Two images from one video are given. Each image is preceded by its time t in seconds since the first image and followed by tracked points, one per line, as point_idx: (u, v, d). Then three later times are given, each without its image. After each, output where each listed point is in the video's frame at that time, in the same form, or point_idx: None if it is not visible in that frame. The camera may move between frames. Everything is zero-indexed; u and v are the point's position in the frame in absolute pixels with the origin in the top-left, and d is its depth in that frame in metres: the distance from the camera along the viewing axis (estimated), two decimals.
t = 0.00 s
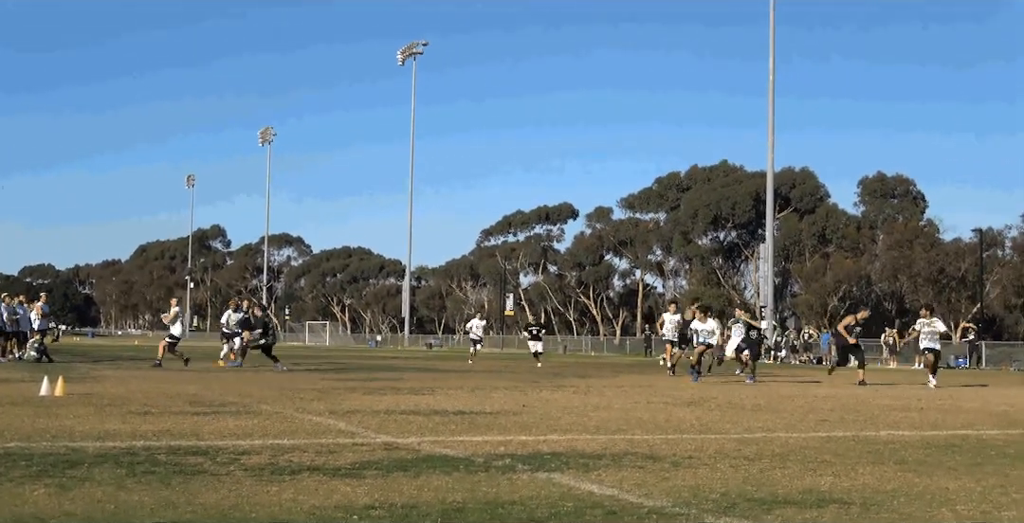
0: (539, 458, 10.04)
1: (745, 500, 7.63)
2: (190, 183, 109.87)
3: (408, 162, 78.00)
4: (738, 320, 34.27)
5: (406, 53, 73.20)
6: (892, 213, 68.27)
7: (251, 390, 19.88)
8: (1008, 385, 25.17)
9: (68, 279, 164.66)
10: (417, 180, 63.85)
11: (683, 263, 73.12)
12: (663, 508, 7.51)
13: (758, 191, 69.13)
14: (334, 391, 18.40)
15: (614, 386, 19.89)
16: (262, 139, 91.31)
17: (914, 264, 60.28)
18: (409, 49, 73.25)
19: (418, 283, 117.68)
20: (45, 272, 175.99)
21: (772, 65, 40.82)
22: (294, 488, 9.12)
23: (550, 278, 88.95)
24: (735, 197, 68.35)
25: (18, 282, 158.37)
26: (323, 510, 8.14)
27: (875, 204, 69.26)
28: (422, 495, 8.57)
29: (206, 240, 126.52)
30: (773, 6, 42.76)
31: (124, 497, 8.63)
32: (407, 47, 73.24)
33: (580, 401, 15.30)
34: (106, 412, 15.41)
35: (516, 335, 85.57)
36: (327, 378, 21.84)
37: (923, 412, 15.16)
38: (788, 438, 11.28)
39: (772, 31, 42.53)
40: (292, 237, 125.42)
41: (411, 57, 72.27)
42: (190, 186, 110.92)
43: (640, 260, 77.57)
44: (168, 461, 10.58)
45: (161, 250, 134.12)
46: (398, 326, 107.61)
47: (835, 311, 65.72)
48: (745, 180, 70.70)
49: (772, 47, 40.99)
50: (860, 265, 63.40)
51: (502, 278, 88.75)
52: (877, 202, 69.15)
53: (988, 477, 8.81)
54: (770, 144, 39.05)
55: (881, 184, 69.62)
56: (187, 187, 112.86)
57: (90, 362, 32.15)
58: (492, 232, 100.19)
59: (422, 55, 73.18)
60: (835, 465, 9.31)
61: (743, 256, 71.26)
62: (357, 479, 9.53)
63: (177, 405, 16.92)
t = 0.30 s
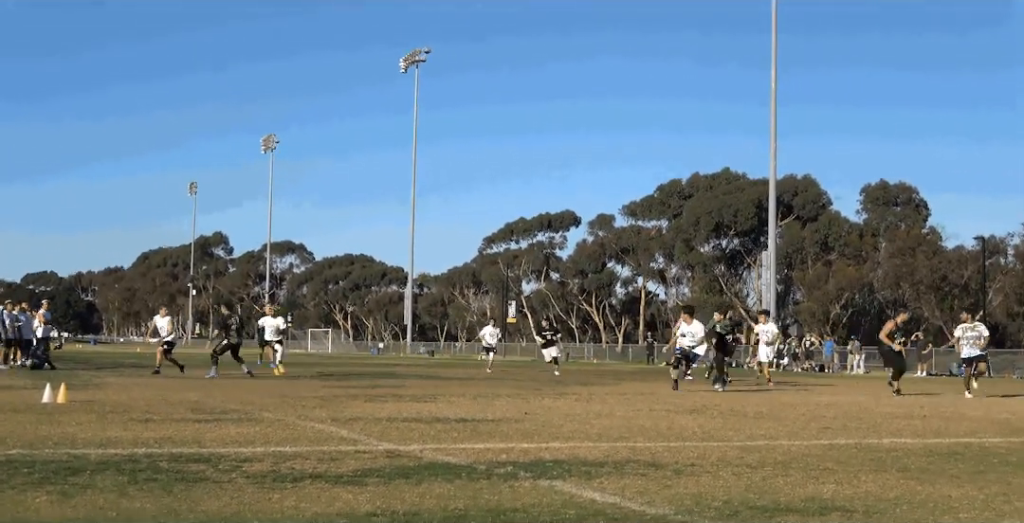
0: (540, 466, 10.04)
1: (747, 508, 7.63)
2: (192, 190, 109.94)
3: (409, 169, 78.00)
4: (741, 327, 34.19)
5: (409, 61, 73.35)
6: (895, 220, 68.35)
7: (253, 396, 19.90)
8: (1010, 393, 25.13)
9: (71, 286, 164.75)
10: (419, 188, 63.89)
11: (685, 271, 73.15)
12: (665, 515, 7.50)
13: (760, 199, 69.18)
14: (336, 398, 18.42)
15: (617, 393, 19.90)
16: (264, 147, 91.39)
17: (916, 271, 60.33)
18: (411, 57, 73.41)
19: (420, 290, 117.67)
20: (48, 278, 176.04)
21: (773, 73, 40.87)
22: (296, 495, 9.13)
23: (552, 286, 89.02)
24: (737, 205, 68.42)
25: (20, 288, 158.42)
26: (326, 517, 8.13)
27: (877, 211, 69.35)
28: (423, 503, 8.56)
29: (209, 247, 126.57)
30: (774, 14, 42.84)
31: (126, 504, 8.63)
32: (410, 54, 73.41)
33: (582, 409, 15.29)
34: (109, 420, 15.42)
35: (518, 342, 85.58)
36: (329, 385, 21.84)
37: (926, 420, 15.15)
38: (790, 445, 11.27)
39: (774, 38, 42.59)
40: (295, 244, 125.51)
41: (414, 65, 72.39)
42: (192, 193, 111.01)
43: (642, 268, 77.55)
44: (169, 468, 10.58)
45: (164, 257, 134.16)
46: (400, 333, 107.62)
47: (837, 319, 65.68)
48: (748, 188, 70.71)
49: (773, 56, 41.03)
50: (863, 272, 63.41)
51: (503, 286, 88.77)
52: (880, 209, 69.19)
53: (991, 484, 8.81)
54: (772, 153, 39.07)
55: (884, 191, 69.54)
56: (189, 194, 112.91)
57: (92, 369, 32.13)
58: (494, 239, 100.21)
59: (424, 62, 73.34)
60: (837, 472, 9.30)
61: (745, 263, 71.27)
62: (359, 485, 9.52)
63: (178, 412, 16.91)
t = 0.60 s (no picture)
0: (540, 474, 10.03)
1: (746, 515, 7.63)
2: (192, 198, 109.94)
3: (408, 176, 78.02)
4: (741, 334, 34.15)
5: (408, 68, 73.47)
6: (895, 227, 68.45)
7: (253, 404, 19.88)
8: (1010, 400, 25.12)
9: (70, 293, 164.68)
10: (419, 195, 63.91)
11: (684, 278, 73.16)
12: None
13: (759, 205, 69.26)
14: (335, 405, 18.40)
15: (617, 400, 19.90)
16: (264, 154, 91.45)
17: (916, 278, 60.36)
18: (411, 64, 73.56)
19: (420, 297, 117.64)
20: (47, 286, 175.98)
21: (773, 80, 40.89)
22: (295, 502, 9.12)
23: (552, 293, 89.05)
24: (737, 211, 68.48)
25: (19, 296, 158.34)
26: None
27: (877, 218, 69.47)
28: (422, 510, 8.56)
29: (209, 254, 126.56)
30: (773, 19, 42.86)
31: (124, 512, 8.60)
32: (409, 62, 73.55)
33: (582, 416, 15.29)
34: (108, 427, 15.40)
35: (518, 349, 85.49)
36: (328, 393, 21.80)
37: (926, 427, 15.14)
38: (790, 452, 11.26)
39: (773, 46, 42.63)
40: (294, 251, 125.52)
41: (414, 72, 72.50)
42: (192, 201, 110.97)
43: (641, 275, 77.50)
44: (169, 476, 10.57)
45: (163, 264, 134.13)
46: (399, 341, 107.56)
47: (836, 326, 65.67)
48: (747, 194, 70.77)
49: (773, 64, 41.11)
50: (862, 279, 63.47)
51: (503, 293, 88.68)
52: (880, 216, 69.32)
53: (990, 491, 8.80)
54: (771, 160, 39.13)
55: (883, 198, 69.73)
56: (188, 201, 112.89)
57: (91, 377, 32.07)
58: (494, 246, 100.20)
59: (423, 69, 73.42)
60: (836, 479, 9.30)
61: (745, 270, 71.27)
62: (358, 494, 9.50)
63: (178, 420, 16.89)
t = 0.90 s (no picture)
0: (539, 480, 10.01)
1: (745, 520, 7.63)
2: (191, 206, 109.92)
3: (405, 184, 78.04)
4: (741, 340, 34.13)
5: (405, 76, 73.60)
6: (894, 232, 68.54)
7: (252, 412, 19.87)
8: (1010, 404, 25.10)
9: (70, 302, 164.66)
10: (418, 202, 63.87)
11: (683, 284, 73.14)
12: None
13: (758, 211, 69.33)
14: (335, 413, 18.39)
15: (617, 407, 19.89)
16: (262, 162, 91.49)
17: (915, 284, 60.38)
18: (408, 71, 73.71)
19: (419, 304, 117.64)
20: (47, 295, 175.93)
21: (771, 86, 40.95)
22: (295, 510, 9.11)
23: (551, 299, 89.11)
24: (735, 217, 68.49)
25: (18, 305, 158.25)
26: None
27: (875, 224, 69.51)
28: (422, 518, 8.54)
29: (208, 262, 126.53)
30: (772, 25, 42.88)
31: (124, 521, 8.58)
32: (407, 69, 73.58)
33: (581, 423, 15.28)
34: (107, 436, 15.37)
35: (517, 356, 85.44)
36: (327, 401, 21.79)
37: (925, 432, 15.13)
38: (790, 458, 11.24)
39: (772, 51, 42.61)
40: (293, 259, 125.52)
41: (412, 79, 72.65)
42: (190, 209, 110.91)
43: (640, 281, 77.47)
44: (169, 484, 10.55)
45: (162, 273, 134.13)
46: (399, 348, 107.51)
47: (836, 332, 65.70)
48: (745, 200, 70.81)
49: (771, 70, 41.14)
50: (861, 284, 63.54)
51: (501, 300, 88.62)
52: (878, 221, 69.41)
53: (989, 496, 8.79)
54: (771, 166, 39.17)
55: (882, 204, 69.59)
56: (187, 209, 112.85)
57: (90, 386, 32.03)
58: (493, 253, 100.24)
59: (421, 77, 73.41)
60: (836, 485, 9.28)
61: (744, 276, 71.28)
62: (358, 501, 9.49)
63: (177, 428, 16.86)
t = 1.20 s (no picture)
0: (537, 487, 9.99)
1: None
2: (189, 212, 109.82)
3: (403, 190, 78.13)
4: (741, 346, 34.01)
5: (404, 82, 73.70)
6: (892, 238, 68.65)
7: (249, 418, 19.82)
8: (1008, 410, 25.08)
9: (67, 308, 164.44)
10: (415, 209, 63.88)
11: (681, 290, 73.20)
12: None
13: (756, 217, 69.41)
14: (333, 419, 18.35)
15: (614, 413, 19.87)
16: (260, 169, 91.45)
17: (913, 290, 60.32)
18: (407, 77, 73.81)
19: (417, 311, 117.63)
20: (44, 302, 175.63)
21: (768, 93, 40.99)
22: (294, 516, 9.09)
23: (550, 305, 89.07)
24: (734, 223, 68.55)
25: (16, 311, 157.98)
26: None
27: (874, 230, 69.60)
28: None
29: (206, 269, 126.45)
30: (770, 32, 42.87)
31: None
32: (406, 76, 73.55)
33: (580, 429, 15.25)
34: (105, 443, 15.34)
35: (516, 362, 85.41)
36: (325, 407, 21.74)
37: (923, 437, 15.12)
38: (788, 464, 11.23)
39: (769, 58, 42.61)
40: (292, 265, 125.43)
41: (411, 86, 72.68)
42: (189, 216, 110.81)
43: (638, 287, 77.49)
44: (167, 491, 10.54)
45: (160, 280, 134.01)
46: (397, 354, 107.43)
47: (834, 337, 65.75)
48: (742, 206, 70.88)
49: (768, 77, 41.18)
50: (859, 290, 63.60)
51: (500, 306, 88.64)
52: (876, 227, 69.51)
53: (986, 502, 8.79)
54: (767, 173, 39.23)
55: (880, 210, 69.82)
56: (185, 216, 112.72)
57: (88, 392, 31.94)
58: (491, 259, 100.28)
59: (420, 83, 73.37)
60: (834, 491, 9.28)
61: (742, 282, 71.36)
62: (356, 508, 9.47)
63: (174, 434, 16.82)
